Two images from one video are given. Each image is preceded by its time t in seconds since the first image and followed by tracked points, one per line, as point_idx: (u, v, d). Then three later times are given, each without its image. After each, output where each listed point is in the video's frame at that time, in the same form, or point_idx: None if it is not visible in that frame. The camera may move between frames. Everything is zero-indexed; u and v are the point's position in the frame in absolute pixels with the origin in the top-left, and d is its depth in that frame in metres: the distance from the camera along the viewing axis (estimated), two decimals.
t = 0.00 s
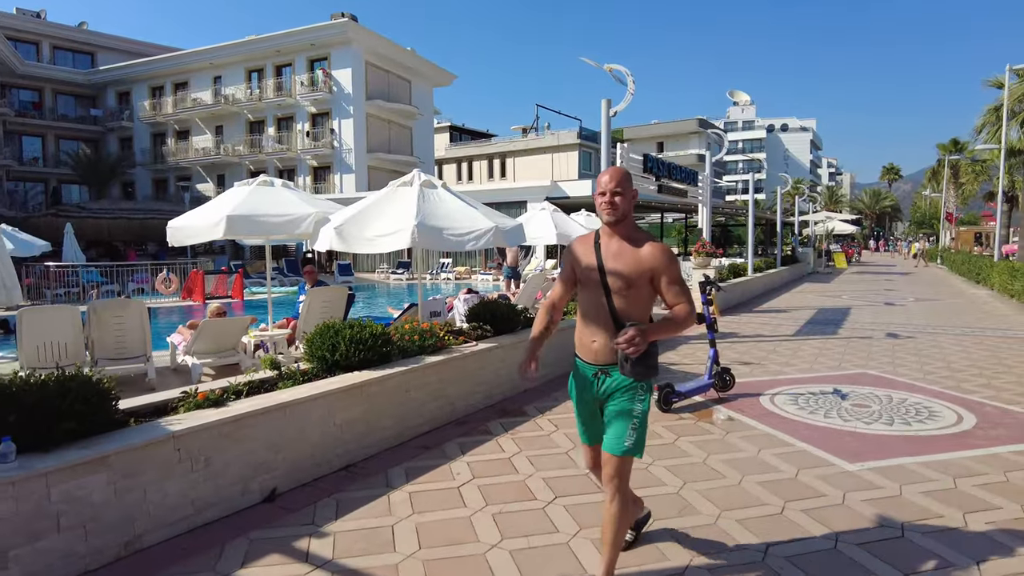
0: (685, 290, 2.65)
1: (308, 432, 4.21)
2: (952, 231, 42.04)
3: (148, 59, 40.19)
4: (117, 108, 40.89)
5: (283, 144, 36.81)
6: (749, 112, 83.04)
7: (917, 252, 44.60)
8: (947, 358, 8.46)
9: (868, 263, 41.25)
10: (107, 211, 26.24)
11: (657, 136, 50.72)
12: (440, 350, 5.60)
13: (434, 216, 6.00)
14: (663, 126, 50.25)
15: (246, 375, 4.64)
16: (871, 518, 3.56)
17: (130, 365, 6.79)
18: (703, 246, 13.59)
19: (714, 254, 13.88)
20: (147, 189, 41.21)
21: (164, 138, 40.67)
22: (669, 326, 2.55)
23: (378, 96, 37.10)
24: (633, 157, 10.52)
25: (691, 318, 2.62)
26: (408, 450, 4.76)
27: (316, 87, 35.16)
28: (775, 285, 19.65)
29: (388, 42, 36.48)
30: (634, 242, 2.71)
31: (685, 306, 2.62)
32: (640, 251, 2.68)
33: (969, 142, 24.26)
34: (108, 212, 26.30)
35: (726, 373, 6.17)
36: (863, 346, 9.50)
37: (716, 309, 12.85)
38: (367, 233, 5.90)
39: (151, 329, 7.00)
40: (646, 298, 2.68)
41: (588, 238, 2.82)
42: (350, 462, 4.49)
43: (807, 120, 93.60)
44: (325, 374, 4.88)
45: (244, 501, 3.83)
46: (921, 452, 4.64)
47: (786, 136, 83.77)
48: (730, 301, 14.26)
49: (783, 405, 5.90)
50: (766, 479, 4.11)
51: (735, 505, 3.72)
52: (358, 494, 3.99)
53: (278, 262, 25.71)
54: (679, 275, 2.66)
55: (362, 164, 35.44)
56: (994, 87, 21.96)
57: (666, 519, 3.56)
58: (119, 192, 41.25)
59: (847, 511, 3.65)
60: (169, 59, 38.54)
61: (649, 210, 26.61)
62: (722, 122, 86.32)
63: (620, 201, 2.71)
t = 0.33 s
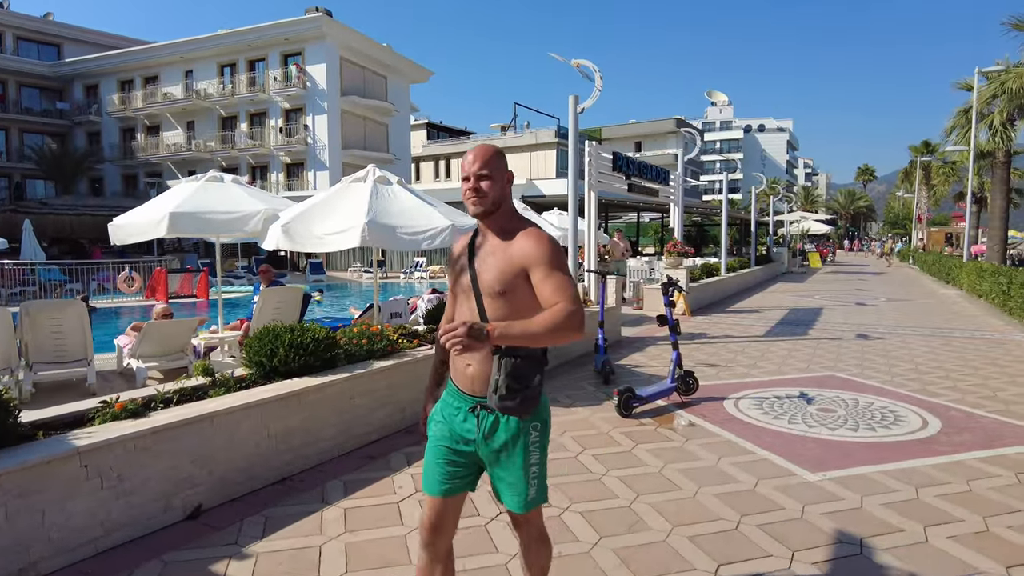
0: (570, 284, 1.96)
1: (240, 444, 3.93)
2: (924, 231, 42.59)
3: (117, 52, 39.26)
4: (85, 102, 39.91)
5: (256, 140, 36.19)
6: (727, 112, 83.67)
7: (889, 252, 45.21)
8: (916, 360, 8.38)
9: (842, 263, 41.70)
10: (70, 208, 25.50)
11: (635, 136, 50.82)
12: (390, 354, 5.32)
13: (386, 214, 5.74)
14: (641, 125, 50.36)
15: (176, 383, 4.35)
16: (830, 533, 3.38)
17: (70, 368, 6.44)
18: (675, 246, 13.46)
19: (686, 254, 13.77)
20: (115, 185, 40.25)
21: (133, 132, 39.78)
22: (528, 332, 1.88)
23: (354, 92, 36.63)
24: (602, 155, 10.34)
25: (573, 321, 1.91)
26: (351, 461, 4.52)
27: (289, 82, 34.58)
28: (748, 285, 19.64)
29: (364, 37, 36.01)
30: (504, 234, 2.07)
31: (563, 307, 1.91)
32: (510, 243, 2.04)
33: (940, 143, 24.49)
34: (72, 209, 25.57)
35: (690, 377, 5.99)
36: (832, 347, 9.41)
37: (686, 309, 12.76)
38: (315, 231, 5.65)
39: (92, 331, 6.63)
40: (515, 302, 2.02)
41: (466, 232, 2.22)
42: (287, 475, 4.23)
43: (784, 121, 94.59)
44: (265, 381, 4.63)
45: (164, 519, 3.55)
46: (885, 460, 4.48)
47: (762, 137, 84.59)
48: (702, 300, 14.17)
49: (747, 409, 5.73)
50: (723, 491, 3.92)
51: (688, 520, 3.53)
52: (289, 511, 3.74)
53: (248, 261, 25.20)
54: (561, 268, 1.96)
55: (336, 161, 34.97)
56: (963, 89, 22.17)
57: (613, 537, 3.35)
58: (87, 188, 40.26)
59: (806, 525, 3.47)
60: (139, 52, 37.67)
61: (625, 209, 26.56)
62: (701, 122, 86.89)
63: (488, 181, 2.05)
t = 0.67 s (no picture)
0: (376, 315, 1.41)
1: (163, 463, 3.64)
2: (902, 232, 42.95)
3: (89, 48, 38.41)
4: (56, 98, 39.02)
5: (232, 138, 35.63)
6: (709, 113, 84.07)
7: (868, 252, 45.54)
8: (892, 363, 8.25)
9: (822, 263, 41.90)
10: (38, 207, 24.83)
11: (617, 136, 50.80)
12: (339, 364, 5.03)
13: (339, 213, 5.47)
14: (623, 125, 50.33)
15: (103, 395, 4.04)
16: (794, 555, 3.17)
17: (9, 376, 6.10)
18: (652, 247, 13.28)
19: (663, 255, 13.58)
20: (88, 183, 39.35)
21: (107, 130, 38.95)
22: (315, 390, 1.32)
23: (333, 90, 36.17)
24: (576, 153, 10.11)
25: (382, 370, 1.36)
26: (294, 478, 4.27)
27: (267, 80, 34.03)
28: (728, 285, 19.55)
29: (343, 35, 35.56)
30: (287, 239, 1.54)
31: (365, 348, 1.37)
32: (291, 252, 1.51)
33: (918, 145, 24.59)
34: (39, 208, 24.89)
35: (658, 383, 5.79)
36: (808, 350, 9.25)
37: (662, 310, 12.62)
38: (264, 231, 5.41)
39: (31, 337, 6.28)
40: (297, 337, 1.46)
41: (246, 239, 1.70)
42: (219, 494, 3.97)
43: (764, 121, 95.26)
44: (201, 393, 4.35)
45: (77, 546, 3.26)
46: (856, 471, 4.29)
47: (744, 137, 85.12)
48: (680, 302, 14.00)
49: (717, 417, 5.51)
50: (685, 508, 3.70)
51: (643, 542, 3.30)
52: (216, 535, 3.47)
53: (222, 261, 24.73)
54: (365, 289, 1.42)
55: (315, 160, 34.49)
56: (940, 90, 22.25)
57: (561, 562, 3.11)
58: (59, 187, 39.34)
59: (770, 547, 3.25)
60: (112, 48, 36.89)
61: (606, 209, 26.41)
62: (683, 122, 87.26)
63: (256, 165, 1.56)
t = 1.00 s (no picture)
0: (64, 387, 1.00)
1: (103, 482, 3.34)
2: (894, 232, 42.90)
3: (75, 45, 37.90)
4: (42, 96, 38.50)
5: (221, 137, 35.21)
6: (702, 113, 84.08)
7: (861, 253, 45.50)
8: (885, 368, 8.03)
9: (815, 263, 41.82)
10: (20, 206, 24.41)
11: (610, 135, 50.66)
12: (304, 373, 4.74)
13: (306, 213, 5.21)
14: (616, 125, 50.18)
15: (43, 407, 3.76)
16: None
17: None
18: (641, 247, 13.03)
19: (652, 256, 13.35)
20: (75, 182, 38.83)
21: (93, 128, 38.46)
22: None
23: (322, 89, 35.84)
24: (561, 152, 9.87)
25: (73, 472, 0.98)
26: (249, 495, 3.99)
27: (255, 78, 33.64)
28: (719, 286, 19.35)
29: (332, 32, 35.18)
30: None
31: (40, 443, 0.96)
32: None
33: (910, 145, 24.45)
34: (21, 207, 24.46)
35: (642, 391, 5.55)
36: (799, 353, 9.02)
37: (651, 312, 12.40)
38: (226, 231, 5.11)
39: None
40: None
41: None
42: (169, 514, 3.70)
43: (756, 121, 95.36)
44: (150, 405, 4.06)
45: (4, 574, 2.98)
46: (848, 487, 4.05)
47: (737, 137, 85.20)
48: (670, 303, 13.76)
49: (703, 426, 5.28)
50: (666, 529, 3.46)
51: (618, 570, 3.05)
52: (158, 560, 3.21)
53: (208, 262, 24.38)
54: (33, 348, 0.95)
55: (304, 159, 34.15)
56: (931, 90, 22.13)
57: None
58: (44, 185, 38.79)
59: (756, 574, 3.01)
60: (98, 45, 36.42)
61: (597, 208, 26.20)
62: (676, 122, 87.24)
63: None
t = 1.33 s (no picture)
0: None
1: (34, 505, 3.02)
2: (890, 233, 42.72)
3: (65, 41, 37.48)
4: (31, 93, 38.07)
5: (212, 135, 34.84)
6: (698, 113, 83.92)
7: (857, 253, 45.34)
8: (883, 373, 7.76)
9: (810, 264, 41.64)
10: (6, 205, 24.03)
11: (605, 135, 50.44)
12: (267, 382, 4.44)
13: (273, 211, 4.91)
14: (611, 125, 49.93)
15: None
16: None
17: None
18: (634, 248, 12.72)
19: (646, 256, 13.05)
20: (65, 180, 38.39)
21: (84, 126, 38.02)
22: None
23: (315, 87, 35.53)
24: (550, 149, 9.57)
25: None
26: (202, 516, 3.69)
27: (247, 76, 33.27)
28: (714, 287, 19.12)
29: (325, 30, 34.79)
30: None
31: None
32: None
33: (907, 144, 24.20)
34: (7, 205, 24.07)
35: (630, 399, 5.27)
36: (794, 357, 8.75)
37: (643, 314, 12.14)
38: (186, 230, 4.80)
39: None
40: None
41: None
42: (110, 538, 3.37)
43: (752, 121, 95.26)
44: (96, 418, 3.74)
45: None
46: (848, 506, 3.77)
47: (733, 137, 85.08)
48: (663, 305, 13.49)
49: (693, 437, 5.00)
50: (649, 556, 3.17)
51: None
52: None
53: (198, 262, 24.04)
54: None
55: (295, 157, 33.81)
56: (928, 89, 21.90)
57: None
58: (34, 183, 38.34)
59: None
60: (88, 42, 36.00)
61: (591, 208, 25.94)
62: (672, 122, 87.10)
63: None
